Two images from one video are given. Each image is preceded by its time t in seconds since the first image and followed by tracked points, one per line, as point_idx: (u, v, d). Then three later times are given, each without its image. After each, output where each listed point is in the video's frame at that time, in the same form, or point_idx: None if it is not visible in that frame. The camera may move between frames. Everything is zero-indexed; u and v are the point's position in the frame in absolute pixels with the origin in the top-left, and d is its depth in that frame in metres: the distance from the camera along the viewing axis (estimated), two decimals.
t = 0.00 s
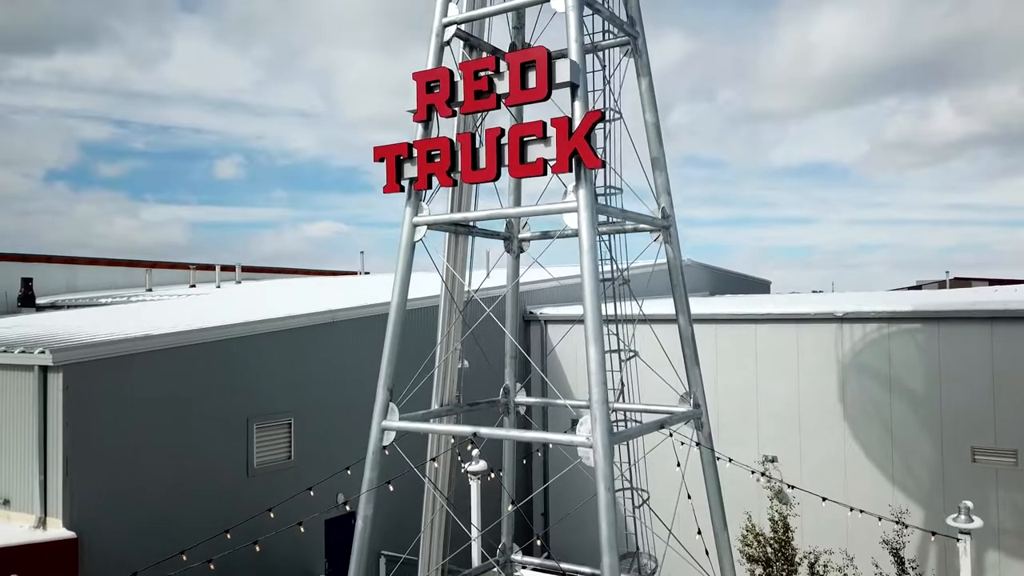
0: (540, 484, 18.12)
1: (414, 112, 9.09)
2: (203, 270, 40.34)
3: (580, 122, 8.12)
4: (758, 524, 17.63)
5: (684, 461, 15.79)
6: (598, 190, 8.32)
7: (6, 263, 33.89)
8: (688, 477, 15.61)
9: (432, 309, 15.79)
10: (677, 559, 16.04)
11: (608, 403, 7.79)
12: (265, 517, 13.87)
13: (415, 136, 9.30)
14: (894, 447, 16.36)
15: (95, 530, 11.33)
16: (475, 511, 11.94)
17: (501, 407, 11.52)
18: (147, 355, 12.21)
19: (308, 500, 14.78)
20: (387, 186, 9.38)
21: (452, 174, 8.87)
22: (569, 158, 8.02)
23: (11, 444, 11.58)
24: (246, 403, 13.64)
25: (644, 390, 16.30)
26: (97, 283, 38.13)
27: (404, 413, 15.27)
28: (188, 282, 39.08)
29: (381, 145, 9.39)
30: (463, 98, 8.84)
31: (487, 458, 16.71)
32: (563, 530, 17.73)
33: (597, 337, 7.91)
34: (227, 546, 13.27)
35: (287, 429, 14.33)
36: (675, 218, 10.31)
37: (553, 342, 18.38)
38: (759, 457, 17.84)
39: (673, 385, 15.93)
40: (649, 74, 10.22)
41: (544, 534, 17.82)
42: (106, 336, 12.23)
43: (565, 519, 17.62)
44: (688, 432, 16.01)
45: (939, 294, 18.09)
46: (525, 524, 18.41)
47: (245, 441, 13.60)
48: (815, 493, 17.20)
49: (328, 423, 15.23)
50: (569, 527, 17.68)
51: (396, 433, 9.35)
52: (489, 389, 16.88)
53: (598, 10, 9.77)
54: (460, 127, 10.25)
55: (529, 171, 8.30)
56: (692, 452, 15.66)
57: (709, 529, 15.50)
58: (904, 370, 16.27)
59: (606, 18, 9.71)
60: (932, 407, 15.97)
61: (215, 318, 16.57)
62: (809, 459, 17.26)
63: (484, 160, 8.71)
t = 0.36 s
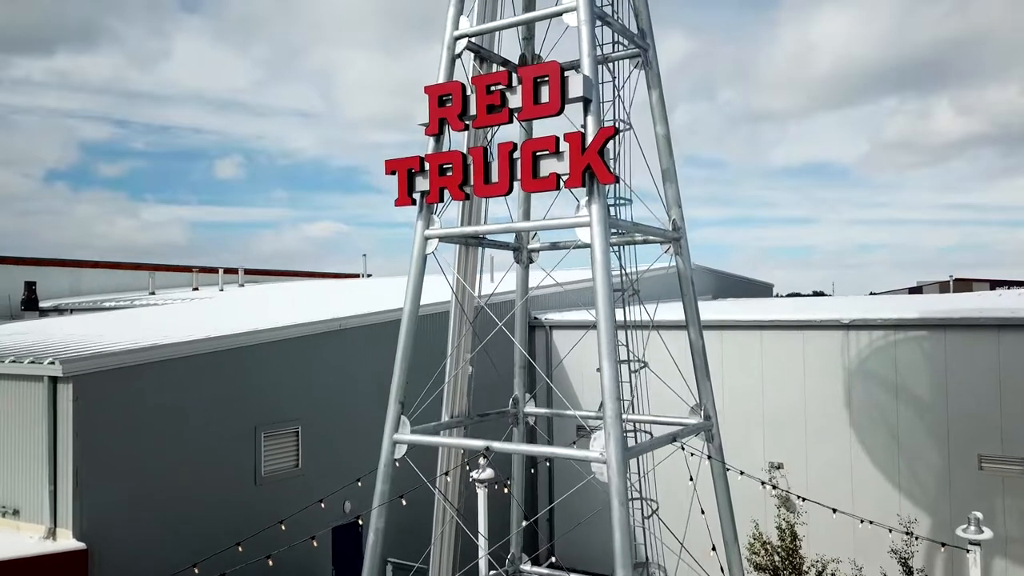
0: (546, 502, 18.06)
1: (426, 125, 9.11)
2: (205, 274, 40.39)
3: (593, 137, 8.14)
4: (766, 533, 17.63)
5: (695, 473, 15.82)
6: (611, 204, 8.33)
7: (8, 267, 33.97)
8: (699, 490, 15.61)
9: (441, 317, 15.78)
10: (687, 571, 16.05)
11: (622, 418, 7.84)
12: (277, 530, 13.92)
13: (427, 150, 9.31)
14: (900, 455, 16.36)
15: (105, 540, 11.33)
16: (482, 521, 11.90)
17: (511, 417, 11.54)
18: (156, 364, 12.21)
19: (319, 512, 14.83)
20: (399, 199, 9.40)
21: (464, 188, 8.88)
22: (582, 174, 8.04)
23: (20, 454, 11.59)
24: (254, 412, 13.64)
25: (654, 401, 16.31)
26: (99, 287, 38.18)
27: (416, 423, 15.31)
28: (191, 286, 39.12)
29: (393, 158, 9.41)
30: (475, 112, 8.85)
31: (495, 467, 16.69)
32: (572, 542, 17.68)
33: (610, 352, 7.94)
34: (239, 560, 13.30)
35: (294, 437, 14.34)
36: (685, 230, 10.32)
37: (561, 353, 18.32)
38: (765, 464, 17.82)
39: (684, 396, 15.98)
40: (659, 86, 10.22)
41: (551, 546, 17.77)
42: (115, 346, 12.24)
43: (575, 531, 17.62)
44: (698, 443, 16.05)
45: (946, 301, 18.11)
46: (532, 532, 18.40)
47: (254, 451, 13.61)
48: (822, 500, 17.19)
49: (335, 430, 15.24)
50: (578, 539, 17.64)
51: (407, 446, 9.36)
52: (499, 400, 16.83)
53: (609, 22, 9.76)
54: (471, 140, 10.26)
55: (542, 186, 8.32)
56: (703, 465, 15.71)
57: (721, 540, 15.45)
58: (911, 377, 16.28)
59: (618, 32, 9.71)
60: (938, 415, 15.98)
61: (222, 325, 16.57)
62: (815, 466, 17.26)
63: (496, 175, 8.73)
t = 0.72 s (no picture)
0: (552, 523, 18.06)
1: (437, 139, 9.13)
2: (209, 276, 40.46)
3: (606, 152, 8.15)
4: (773, 540, 17.64)
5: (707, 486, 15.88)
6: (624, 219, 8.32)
7: (13, 271, 34.09)
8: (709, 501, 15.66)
9: (454, 323, 15.75)
10: None
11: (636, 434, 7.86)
12: (288, 542, 13.99)
13: (438, 163, 9.34)
14: (906, 462, 16.37)
15: (116, 551, 11.34)
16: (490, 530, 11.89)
17: (521, 428, 11.56)
18: (166, 374, 12.23)
19: (330, 524, 14.90)
20: (411, 212, 9.42)
21: (476, 202, 8.91)
22: (595, 189, 8.05)
23: (31, 464, 11.61)
24: (262, 421, 13.66)
25: (664, 412, 16.27)
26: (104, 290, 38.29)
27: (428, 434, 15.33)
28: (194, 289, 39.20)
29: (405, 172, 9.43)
30: (486, 126, 8.87)
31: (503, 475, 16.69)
32: (582, 553, 17.68)
33: (624, 368, 7.94)
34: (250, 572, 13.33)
35: (303, 446, 14.36)
36: (696, 242, 10.34)
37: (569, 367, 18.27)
38: (772, 471, 17.82)
39: (694, 408, 15.99)
40: (670, 98, 10.23)
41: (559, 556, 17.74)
42: (125, 357, 12.25)
43: (584, 543, 17.60)
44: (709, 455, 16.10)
45: (953, 308, 18.10)
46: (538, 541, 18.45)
47: (262, 460, 13.63)
48: (829, 508, 17.20)
49: (343, 439, 15.25)
50: (588, 550, 17.63)
51: (419, 459, 9.38)
52: (509, 411, 16.80)
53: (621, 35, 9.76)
54: (482, 153, 10.27)
55: (555, 201, 8.33)
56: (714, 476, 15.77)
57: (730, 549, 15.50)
58: (917, 383, 16.29)
59: (630, 45, 9.72)
60: (945, 422, 15.99)
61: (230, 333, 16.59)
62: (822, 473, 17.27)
63: (509, 189, 8.75)
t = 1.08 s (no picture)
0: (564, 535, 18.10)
1: (448, 151, 9.14)
2: (211, 279, 40.53)
3: (618, 166, 8.15)
4: (780, 548, 17.63)
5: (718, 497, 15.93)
6: (635, 232, 8.34)
7: (16, 274, 34.17)
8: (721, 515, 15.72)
9: (463, 329, 15.77)
10: None
11: (648, 448, 7.89)
12: (299, 552, 14.06)
13: (449, 175, 9.35)
14: (912, 468, 16.39)
15: (125, 560, 11.34)
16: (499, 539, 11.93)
17: (529, 437, 11.55)
18: (175, 382, 12.23)
19: (339, 535, 14.97)
20: (421, 224, 9.44)
21: (487, 215, 8.92)
22: (607, 203, 8.06)
23: (40, 473, 11.62)
24: (270, 429, 13.66)
25: (672, 420, 16.25)
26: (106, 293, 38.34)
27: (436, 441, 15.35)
28: (197, 291, 39.23)
29: (415, 184, 9.44)
30: (497, 138, 8.87)
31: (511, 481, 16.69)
32: (591, 562, 17.69)
33: (637, 381, 7.96)
34: None
35: (309, 453, 14.36)
36: (705, 252, 10.38)
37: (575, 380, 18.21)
38: (777, 476, 17.84)
39: (704, 418, 15.94)
40: (679, 109, 10.24)
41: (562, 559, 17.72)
42: (133, 365, 12.26)
43: (592, 552, 17.61)
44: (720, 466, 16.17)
45: (958, 314, 18.12)
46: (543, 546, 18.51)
47: (270, 468, 13.64)
48: (834, 514, 17.21)
49: (350, 446, 15.26)
50: (596, 560, 17.62)
51: (430, 471, 9.38)
52: (516, 420, 16.78)
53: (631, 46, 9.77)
54: (490, 163, 10.28)
55: (567, 214, 8.34)
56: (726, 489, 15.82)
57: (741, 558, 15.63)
58: (923, 390, 16.31)
59: (640, 56, 9.73)
60: (951, 428, 16.00)
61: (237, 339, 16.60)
62: (827, 480, 17.28)
63: (520, 202, 8.77)
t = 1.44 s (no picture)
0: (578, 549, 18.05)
1: (460, 164, 9.18)
2: (214, 282, 40.56)
3: (631, 181, 8.16)
4: (787, 555, 17.65)
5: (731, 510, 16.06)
6: (647, 246, 8.35)
7: (19, 278, 34.21)
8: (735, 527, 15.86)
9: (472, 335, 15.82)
10: None
11: (661, 462, 7.91)
12: (311, 564, 14.14)
13: (460, 188, 9.37)
14: (918, 475, 16.40)
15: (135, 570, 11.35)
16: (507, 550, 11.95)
17: (538, 447, 11.57)
18: (184, 392, 12.24)
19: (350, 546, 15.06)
20: (432, 236, 9.48)
21: (499, 228, 8.95)
22: (620, 217, 8.07)
23: (49, 483, 11.62)
24: (277, 436, 13.67)
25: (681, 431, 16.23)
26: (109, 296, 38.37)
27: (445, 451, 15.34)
28: (199, 295, 39.26)
29: (427, 197, 9.49)
30: (509, 152, 8.90)
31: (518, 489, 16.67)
32: (601, 571, 17.69)
33: (650, 395, 7.98)
34: None
35: (316, 460, 14.37)
36: (715, 264, 10.40)
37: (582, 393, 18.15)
38: (782, 483, 17.85)
39: (714, 430, 15.92)
40: (690, 120, 10.24)
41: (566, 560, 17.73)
42: (142, 375, 12.27)
43: (601, 563, 17.63)
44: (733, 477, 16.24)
45: (963, 320, 18.14)
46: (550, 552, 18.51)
47: (278, 476, 13.66)
48: (841, 521, 17.21)
49: (357, 453, 15.27)
50: (606, 569, 17.63)
51: (441, 483, 9.39)
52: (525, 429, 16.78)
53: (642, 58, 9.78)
54: (501, 175, 10.29)
55: (580, 228, 8.34)
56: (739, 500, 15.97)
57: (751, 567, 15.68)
58: (929, 396, 16.32)
59: (652, 69, 9.75)
60: (957, 436, 16.02)
61: (243, 346, 16.62)
62: (833, 486, 17.30)
63: (532, 216, 8.79)
